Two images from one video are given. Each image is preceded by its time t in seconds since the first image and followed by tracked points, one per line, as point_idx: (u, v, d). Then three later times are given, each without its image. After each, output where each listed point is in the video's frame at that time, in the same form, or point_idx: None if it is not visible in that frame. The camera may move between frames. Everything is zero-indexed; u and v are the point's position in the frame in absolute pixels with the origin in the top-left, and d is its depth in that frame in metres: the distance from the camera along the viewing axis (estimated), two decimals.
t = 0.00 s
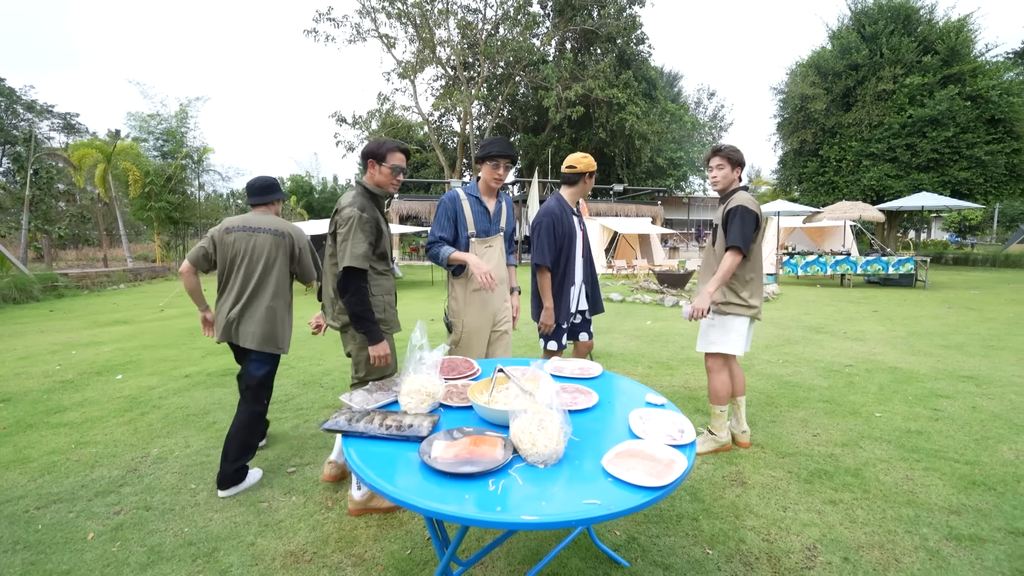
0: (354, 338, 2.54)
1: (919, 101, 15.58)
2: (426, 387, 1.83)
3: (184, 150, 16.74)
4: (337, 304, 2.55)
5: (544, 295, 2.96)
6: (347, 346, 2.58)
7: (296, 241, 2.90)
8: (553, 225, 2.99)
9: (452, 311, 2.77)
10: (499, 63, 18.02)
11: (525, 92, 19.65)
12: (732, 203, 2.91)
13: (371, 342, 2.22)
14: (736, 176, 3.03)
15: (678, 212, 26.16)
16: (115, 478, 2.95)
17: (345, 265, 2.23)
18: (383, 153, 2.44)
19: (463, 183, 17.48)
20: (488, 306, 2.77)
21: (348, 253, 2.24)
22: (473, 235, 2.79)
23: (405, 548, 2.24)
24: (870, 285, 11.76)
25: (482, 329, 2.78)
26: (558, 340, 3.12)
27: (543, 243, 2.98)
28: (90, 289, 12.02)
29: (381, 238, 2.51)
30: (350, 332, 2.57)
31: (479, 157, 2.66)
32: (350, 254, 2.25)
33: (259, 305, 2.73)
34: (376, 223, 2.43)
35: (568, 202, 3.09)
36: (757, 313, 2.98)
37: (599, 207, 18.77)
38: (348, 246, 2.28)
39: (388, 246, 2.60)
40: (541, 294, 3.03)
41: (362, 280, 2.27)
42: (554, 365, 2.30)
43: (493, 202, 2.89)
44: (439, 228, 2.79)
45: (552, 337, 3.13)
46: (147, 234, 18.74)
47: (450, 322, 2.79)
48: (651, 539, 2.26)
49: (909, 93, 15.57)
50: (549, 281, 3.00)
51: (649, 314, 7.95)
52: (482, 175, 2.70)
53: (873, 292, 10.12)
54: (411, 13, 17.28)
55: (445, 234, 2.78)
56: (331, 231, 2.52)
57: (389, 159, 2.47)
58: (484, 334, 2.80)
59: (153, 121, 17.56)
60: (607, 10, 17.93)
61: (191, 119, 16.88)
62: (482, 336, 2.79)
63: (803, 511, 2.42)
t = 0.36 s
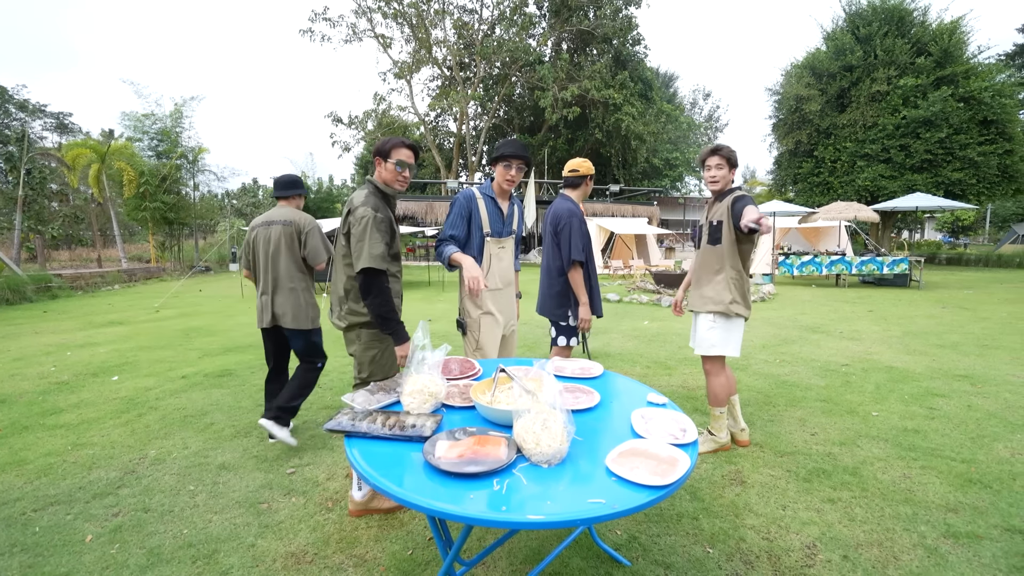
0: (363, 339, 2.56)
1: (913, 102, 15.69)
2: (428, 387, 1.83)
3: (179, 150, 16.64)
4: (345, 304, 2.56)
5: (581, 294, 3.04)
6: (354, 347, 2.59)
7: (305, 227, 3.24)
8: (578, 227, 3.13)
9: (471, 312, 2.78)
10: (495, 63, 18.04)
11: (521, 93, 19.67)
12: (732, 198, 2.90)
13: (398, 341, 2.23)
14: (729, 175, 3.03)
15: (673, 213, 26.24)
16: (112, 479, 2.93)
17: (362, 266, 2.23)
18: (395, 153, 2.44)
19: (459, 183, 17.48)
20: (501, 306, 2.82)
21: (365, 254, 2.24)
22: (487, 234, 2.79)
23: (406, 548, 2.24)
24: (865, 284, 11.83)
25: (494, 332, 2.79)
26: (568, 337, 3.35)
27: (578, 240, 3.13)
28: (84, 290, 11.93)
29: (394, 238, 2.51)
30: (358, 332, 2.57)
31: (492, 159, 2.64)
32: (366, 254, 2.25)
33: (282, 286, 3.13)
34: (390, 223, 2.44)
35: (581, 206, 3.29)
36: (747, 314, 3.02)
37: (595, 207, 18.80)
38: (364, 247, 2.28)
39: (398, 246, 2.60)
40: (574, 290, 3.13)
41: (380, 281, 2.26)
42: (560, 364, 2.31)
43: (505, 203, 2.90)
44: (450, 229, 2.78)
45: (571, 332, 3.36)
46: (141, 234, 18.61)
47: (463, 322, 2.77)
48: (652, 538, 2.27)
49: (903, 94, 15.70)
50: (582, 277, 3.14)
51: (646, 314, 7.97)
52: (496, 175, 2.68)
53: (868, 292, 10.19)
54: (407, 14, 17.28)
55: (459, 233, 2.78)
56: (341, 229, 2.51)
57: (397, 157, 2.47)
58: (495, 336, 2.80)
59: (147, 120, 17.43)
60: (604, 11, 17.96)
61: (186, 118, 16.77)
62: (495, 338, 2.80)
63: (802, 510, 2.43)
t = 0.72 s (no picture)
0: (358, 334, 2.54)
1: (907, 104, 15.81)
2: (431, 387, 1.84)
3: (174, 150, 16.56)
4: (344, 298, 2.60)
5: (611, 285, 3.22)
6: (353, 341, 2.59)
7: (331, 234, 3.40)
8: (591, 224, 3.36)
9: (472, 316, 2.76)
10: (491, 64, 18.05)
11: (518, 93, 19.68)
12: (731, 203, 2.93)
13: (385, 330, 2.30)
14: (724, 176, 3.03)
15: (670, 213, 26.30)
16: (110, 481, 2.92)
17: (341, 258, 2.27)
18: (381, 152, 2.42)
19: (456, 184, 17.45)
20: (506, 305, 2.82)
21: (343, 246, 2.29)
22: (487, 234, 2.78)
23: (408, 550, 2.24)
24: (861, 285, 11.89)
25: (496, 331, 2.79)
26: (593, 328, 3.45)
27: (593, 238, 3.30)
28: (79, 291, 11.86)
29: (384, 232, 2.48)
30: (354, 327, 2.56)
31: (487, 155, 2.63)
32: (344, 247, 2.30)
33: (308, 285, 3.34)
34: (377, 217, 2.42)
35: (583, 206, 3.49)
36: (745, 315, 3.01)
37: (592, 208, 18.82)
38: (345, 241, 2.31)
39: (391, 240, 2.55)
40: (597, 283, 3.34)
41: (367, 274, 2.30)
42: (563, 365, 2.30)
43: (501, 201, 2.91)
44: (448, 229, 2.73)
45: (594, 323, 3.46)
46: (136, 234, 18.53)
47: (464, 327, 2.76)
48: (653, 538, 2.28)
49: (897, 95, 15.81)
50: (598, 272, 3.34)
51: (643, 314, 7.99)
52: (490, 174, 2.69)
53: (863, 293, 10.24)
54: (404, 14, 17.27)
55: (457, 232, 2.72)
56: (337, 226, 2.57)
57: (388, 158, 2.44)
58: (497, 337, 2.80)
59: (142, 120, 17.14)
60: (600, 12, 18.01)
61: (181, 118, 16.68)
62: (498, 338, 2.81)
63: (802, 509, 2.44)
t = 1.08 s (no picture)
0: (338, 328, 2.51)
1: (901, 106, 15.93)
2: (434, 388, 1.84)
3: (169, 151, 16.47)
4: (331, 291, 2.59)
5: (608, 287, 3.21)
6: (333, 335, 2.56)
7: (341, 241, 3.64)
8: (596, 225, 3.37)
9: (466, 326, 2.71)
10: (487, 65, 18.06)
11: (514, 95, 19.68)
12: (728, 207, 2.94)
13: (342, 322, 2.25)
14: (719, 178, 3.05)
15: (666, 214, 26.35)
16: (107, 484, 2.89)
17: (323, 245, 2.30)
18: (385, 155, 2.43)
19: (453, 185, 17.43)
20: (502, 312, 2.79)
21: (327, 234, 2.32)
22: (481, 241, 2.74)
23: (409, 551, 2.24)
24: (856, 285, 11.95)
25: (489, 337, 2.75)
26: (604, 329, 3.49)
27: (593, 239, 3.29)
28: (72, 292, 11.78)
29: (376, 230, 2.46)
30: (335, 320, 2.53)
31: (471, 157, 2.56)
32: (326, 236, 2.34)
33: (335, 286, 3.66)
34: (370, 213, 2.41)
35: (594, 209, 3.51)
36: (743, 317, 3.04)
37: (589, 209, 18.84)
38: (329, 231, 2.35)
39: (385, 240, 2.52)
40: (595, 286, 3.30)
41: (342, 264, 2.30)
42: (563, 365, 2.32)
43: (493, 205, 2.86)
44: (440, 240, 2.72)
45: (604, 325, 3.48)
46: (131, 235, 18.43)
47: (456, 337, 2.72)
48: (654, 538, 2.28)
49: (891, 97, 15.92)
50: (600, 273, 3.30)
51: (640, 315, 8.01)
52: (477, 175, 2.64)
53: (859, 293, 10.29)
54: (400, 14, 17.24)
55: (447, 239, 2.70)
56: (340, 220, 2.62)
57: (392, 162, 2.44)
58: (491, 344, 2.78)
59: (137, 120, 17.11)
60: (596, 13, 18.05)
61: (176, 118, 16.58)
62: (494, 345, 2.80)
63: (801, 509, 2.46)
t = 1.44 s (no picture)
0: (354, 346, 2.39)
1: (894, 108, 16.07)
2: (436, 388, 1.83)
3: (164, 151, 16.38)
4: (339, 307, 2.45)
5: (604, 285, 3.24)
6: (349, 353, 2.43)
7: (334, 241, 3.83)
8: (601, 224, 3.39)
9: (467, 330, 2.57)
10: (483, 66, 18.09)
11: (510, 96, 19.71)
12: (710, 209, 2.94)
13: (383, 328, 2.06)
14: (709, 181, 3.07)
15: (661, 215, 26.44)
16: (104, 486, 2.87)
17: (342, 259, 2.16)
18: (383, 152, 2.43)
19: (449, 186, 17.42)
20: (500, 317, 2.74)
21: (344, 249, 2.18)
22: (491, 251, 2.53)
23: (410, 552, 2.23)
24: (851, 286, 12.03)
25: (491, 341, 2.63)
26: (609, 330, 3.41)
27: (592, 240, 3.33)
28: (65, 293, 11.70)
29: (386, 238, 2.41)
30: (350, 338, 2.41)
31: (482, 158, 2.25)
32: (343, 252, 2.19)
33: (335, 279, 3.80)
34: (378, 220, 2.35)
35: (605, 209, 3.52)
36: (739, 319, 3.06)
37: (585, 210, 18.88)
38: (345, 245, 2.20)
39: (392, 247, 2.48)
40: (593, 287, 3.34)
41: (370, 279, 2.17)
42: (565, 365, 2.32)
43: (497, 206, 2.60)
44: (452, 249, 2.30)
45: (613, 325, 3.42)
46: (124, 236, 18.32)
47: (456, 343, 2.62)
48: (654, 537, 2.29)
49: (884, 99, 16.06)
50: (599, 275, 3.37)
51: (637, 316, 8.04)
52: (488, 179, 2.36)
53: (854, 294, 10.34)
54: (396, 15, 17.25)
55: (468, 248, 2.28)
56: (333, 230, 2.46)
57: (391, 159, 2.45)
58: (492, 347, 2.65)
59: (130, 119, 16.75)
60: (592, 15, 18.10)
61: (170, 118, 16.47)
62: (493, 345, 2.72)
63: (800, 507, 2.47)
